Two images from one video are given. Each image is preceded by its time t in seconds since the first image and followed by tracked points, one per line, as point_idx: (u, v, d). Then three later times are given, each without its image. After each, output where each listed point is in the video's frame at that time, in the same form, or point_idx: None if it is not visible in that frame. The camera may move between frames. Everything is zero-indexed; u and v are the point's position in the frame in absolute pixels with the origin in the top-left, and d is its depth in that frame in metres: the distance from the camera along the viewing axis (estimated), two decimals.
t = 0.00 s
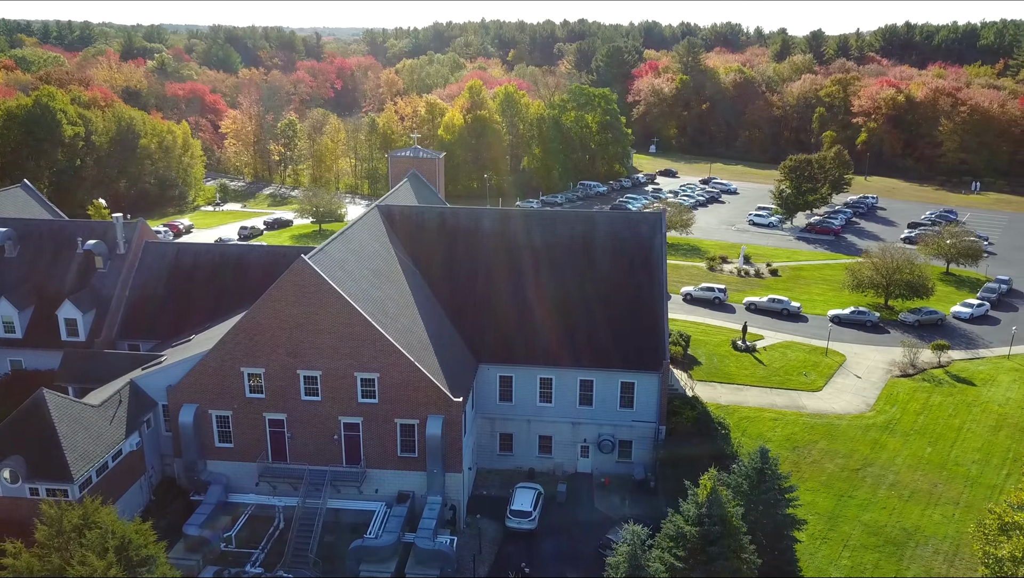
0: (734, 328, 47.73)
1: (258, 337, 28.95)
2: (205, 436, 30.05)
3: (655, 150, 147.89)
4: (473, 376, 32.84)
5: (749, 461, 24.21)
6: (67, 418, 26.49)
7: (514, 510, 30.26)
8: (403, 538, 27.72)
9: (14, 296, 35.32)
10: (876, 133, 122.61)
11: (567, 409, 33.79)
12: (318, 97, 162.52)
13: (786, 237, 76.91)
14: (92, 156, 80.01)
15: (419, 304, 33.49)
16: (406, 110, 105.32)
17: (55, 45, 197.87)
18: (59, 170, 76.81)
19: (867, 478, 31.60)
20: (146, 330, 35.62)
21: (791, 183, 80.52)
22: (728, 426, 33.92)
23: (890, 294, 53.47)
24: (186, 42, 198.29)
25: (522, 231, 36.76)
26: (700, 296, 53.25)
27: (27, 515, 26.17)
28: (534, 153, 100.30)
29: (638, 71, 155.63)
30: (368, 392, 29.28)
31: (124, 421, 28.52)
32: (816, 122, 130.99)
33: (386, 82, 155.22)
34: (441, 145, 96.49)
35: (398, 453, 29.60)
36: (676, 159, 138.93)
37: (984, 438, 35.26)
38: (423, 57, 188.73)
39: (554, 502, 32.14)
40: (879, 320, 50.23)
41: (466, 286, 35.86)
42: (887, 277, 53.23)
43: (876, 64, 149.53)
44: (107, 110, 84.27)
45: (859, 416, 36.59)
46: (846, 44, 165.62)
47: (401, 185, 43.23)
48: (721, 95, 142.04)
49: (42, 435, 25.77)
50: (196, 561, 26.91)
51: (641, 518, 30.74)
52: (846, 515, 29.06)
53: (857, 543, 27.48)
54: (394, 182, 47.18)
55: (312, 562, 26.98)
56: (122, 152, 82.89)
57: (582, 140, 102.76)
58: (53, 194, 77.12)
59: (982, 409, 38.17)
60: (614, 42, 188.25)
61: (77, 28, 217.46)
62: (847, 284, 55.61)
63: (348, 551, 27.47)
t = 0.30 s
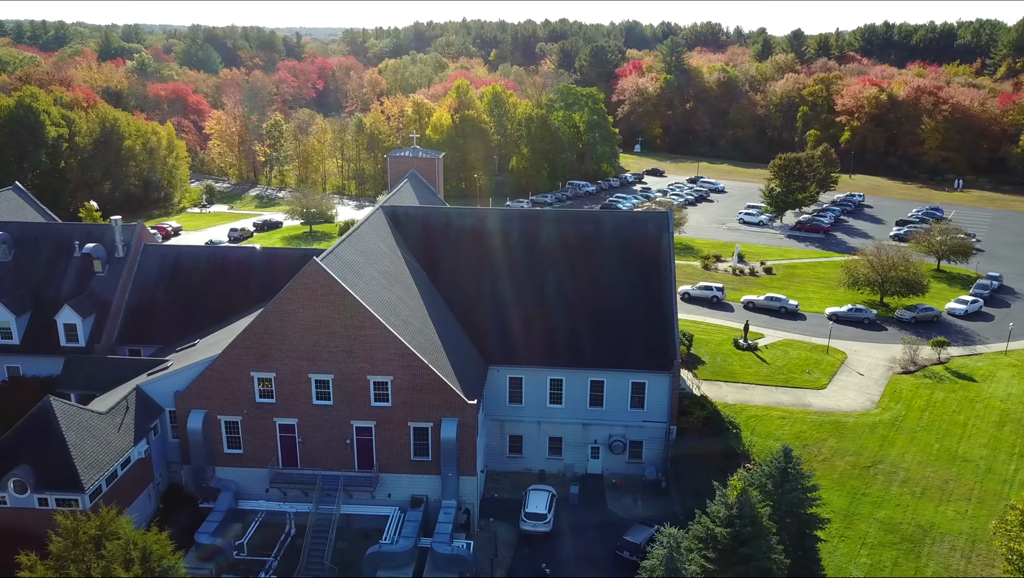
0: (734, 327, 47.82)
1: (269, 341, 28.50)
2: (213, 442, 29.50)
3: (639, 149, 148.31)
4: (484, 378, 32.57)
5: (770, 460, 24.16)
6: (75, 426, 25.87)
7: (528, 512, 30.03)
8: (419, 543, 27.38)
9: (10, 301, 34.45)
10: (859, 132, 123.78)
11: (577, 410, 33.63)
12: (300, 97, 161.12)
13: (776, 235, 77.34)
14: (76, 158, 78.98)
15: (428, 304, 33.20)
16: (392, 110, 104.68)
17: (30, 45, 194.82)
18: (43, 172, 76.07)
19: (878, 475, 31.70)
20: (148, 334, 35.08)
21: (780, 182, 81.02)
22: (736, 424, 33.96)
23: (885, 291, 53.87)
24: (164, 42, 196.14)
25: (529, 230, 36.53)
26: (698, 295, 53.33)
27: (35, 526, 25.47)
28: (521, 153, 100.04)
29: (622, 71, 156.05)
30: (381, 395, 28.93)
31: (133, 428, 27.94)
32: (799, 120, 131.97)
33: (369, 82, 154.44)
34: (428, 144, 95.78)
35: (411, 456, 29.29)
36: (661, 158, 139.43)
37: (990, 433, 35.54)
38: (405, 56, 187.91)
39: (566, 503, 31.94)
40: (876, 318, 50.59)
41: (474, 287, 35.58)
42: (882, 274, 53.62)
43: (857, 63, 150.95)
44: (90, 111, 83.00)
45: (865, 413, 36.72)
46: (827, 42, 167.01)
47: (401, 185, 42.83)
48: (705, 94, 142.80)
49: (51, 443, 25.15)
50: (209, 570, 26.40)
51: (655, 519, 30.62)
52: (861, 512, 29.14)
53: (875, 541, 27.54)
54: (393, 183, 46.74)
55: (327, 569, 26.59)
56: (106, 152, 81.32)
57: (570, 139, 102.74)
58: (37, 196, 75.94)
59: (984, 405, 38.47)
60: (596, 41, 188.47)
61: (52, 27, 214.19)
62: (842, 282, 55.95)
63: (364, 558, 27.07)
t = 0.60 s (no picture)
0: (736, 325, 47.93)
1: (283, 344, 28.09)
2: (225, 448, 29.03)
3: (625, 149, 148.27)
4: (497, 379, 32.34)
5: (794, 458, 24.14)
6: (87, 433, 25.35)
7: (544, 514, 29.81)
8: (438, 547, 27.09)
9: (10, 306, 33.71)
10: (843, 130, 124.93)
11: (589, 411, 33.45)
12: (283, 97, 159.92)
13: (768, 233, 77.72)
14: (60, 159, 78.03)
15: (439, 306, 32.90)
16: (380, 110, 104.02)
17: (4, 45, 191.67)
18: (29, 175, 75.60)
19: (891, 472, 31.84)
20: (151, 339, 34.46)
21: (771, 180, 81.42)
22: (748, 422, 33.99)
23: (882, 288, 54.26)
24: (143, 42, 193.98)
25: (537, 230, 36.33)
26: (698, 294, 53.40)
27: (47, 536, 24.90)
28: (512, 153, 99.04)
29: (606, 70, 156.52)
30: (396, 398, 28.58)
31: (144, 434, 27.44)
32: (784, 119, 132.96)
33: (352, 83, 153.62)
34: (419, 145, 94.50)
35: (427, 460, 28.99)
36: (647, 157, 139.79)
37: (996, 428, 35.80)
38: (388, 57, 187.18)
39: (581, 504, 31.75)
40: (874, 315, 50.93)
41: (483, 288, 35.31)
42: (878, 272, 53.98)
43: (838, 63, 152.44)
44: (75, 112, 81.94)
45: (872, 410, 36.91)
46: (808, 42, 168.44)
47: (403, 186, 42.48)
48: (690, 93, 143.59)
49: (63, 451, 24.66)
50: None
51: (671, 519, 30.50)
52: (877, 510, 29.23)
53: (893, 538, 27.63)
54: (393, 183, 46.33)
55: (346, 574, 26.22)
56: (93, 155, 80.46)
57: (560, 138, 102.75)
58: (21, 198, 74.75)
59: (988, 400, 38.81)
60: (579, 41, 188.80)
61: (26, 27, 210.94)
62: (839, 279, 56.27)
63: (382, 563, 26.74)
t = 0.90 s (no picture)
0: (738, 323, 48.10)
1: (299, 347, 27.73)
2: (239, 453, 28.61)
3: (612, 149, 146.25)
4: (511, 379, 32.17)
5: (820, 456, 24.11)
6: (103, 440, 24.87)
7: (563, 515, 29.64)
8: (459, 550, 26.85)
9: (12, 311, 33.03)
10: (828, 129, 125.86)
11: (602, 410, 33.35)
12: (267, 97, 158.54)
13: (760, 232, 78.17)
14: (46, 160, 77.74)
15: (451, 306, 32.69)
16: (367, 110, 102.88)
17: None
18: (13, 177, 75.46)
19: (904, 468, 32.02)
20: (157, 342, 33.90)
21: (762, 179, 81.91)
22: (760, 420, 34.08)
23: (879, 285, 54.70)
24: (123, 41, 191.87)
25: (546, 230, 36.27)
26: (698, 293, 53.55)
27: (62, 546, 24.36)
28: (502, 153, 98.51)
29: (592, 70, 157.01)
30: (414, 400, 28.35)
31: (158, 440, 26.99)
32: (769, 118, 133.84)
33: (337, 83, 152.82)
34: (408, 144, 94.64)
35: (444, 462, 28.76)
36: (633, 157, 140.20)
37: (1003, 423, 36.11)
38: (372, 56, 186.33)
39: (596, 504, 31.64)
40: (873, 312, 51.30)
41: (494, 288, 35.17)
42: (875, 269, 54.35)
43: (821, 62, 153.67)
44: (62, 114, 81.74)
45: (880, 407, 37.13)
46: (791, 41, 169.49)
47: (407, 186, 42.13)
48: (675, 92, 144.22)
49: (79, 458, 24.14)
50: None
51: (688, 517, 30.50)
52: (893, 506, 29.37)
53: (912, 534, 27.77)
54: (396, 183, 46.01)
55: None
56: (77, 154, 79.11)
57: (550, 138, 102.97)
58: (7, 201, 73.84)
59: (991, 395, 39.17)
60: (563, 41, 188.93)
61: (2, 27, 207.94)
62: (837, 276, 56.65)
63: (404, 566, 26.46)
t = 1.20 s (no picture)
0: (740, 322, 48.28)
1: (318, 349, 27.39)
2: (255, 458, 28.23)
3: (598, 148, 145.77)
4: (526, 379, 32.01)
5: (845, 455, 24.24)
6: (121, 447, 24.43)
7: (583, 515, 29.54)
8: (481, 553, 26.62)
9: (16, 316, 32.41)
10: (814, 127, 126.71)
11: (616, 410, 33.31)
12: (250, 98, 157.04)
13: (752, 230, 78.52)
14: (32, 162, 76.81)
15: (464, 307, 32.49)
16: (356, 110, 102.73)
17: None
18: None
19: (918, 464, 32.18)
20: (164, 347, 33.39)
21: (755, 178, 82.36)
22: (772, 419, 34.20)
23: (876, 283, 55.14)
24: (102, 42, 189.36)
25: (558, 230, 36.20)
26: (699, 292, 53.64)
27: (81, 555, 23.85)
28: (493, 152, 97.47)
29: (577, 70, 157.22)
30: (432, 402, 28.13)
31: (175, 445, 26.57)
32: (755, 117, 134.64)
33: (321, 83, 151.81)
34: (398, 144, 95.07)
35: (464, 463, 28.58)
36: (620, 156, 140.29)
37: (1009, 418, 36.42)
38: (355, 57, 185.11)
39: (613, 504, 31.56)
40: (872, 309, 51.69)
41: (506, 288, 35.03)
42: (873, 267, 54.73)
43: (805, 62, 154.85)
44: (48, 114, 80.67)
45: (888, 404, 37.40)
46: (774, 41, 170.56)
47: (412, 187, 41.80)
48: (661, 92, 144.63)
49: (99, 465, 23.71)
50: None
51: (706, 516, 30.50)
52: (910, 502, 29.54)
53: (931, 529, 27.93)
54: (398, 184, 45.62)
55: None
56: (64, 157, 78.21)
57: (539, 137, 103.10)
58: None
59: (995, 390, 39.55)
60: (547, 41, 188.74)
61: None
62: (835, 274, 57.00)
63: (426, 570, 26.23)
